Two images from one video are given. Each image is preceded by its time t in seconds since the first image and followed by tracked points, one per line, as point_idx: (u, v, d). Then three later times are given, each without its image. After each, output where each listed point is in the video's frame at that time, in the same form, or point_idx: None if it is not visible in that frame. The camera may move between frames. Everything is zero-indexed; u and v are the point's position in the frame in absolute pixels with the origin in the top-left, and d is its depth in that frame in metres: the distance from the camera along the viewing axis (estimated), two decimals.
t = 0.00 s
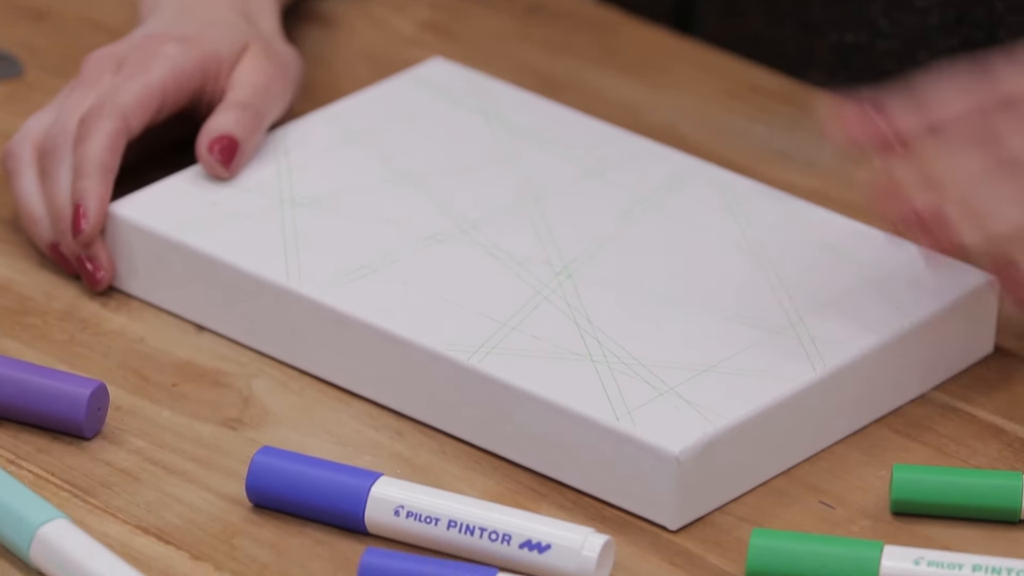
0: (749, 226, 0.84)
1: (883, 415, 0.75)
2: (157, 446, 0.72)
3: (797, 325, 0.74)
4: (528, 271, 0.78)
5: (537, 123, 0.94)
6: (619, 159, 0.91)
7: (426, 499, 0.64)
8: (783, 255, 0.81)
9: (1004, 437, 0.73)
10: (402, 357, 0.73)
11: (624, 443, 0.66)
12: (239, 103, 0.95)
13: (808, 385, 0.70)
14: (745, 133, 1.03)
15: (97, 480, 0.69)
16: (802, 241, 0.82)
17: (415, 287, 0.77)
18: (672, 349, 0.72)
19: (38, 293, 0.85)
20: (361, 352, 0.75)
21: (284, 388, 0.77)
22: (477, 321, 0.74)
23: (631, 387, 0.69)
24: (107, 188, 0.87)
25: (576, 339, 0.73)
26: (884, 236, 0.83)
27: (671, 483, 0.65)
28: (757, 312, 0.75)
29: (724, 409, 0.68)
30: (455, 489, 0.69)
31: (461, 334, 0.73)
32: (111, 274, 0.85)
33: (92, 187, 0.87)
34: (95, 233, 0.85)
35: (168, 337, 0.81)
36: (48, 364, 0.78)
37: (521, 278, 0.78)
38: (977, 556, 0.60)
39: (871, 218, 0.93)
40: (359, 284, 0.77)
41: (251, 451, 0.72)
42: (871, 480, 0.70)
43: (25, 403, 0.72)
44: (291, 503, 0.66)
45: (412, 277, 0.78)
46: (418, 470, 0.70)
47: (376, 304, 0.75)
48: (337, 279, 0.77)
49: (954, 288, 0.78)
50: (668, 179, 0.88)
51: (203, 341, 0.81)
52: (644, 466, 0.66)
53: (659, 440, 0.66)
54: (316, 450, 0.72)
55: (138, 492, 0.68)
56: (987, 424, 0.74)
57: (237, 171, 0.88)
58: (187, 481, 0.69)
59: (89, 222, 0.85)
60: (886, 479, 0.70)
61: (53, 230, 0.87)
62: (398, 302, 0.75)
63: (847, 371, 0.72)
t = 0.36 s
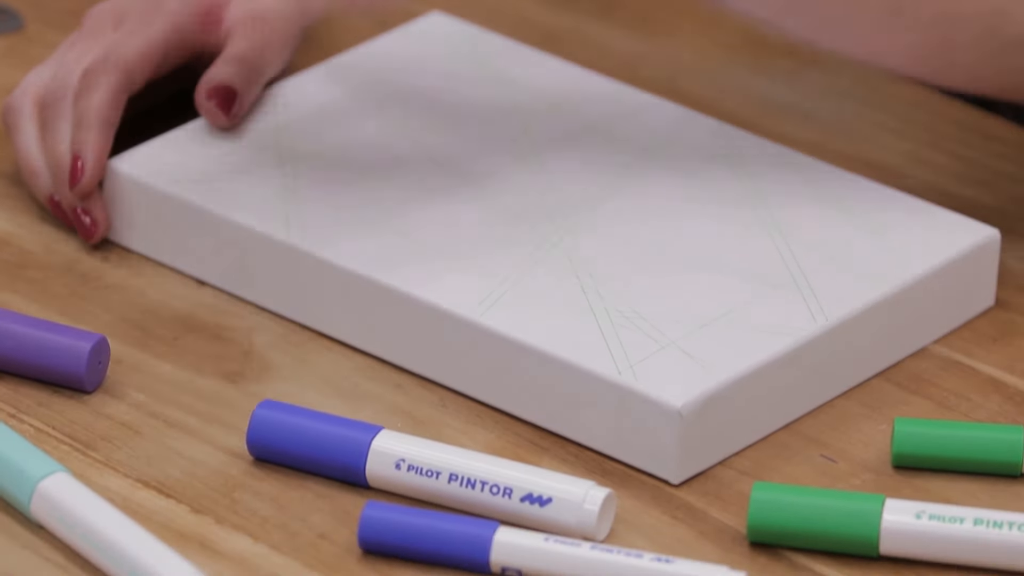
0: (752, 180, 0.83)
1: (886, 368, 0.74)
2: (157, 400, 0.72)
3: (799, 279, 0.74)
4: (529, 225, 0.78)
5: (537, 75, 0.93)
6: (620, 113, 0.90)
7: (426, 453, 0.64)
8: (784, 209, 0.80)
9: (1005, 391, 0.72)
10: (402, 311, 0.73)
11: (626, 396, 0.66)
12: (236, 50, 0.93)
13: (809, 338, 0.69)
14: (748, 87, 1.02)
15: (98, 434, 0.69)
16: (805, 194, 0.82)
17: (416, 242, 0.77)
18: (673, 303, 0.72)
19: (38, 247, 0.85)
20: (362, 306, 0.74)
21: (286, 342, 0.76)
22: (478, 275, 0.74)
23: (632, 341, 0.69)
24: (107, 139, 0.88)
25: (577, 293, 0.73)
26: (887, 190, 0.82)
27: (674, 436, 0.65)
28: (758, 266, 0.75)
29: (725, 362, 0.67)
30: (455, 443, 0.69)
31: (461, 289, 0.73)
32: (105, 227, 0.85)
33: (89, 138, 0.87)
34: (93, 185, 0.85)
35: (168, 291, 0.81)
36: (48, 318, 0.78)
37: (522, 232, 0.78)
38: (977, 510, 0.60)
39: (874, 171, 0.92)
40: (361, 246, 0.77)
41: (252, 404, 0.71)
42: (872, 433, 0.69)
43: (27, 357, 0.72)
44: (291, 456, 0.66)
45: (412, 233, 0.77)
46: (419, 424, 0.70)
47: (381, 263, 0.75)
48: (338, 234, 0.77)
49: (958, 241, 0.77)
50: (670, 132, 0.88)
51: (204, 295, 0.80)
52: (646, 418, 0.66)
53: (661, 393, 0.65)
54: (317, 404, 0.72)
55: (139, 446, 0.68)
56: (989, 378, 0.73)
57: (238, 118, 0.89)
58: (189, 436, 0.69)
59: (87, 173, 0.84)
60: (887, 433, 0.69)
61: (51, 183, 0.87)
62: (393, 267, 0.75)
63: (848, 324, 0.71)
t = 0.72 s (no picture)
0: (755, 132, 0.83)
1: (889, 320, 0.74)
2: (159, 351, 0.72)
3: (801, 230, 0.73)
4: (531, 176, 0.78)
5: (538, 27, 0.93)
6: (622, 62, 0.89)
7: (428, 405, 0.64)
8: (785, 160, 0.80)
9: (1007, 342, 0.72)
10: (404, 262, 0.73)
11: (628, 347, 0.66)
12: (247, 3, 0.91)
13: (812, 290, 0.69)
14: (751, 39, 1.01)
15: (100, 385, 0.69)
16: (808, 146, 0.81)
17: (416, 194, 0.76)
18: (675, 254, 0.72)
19: (40, 198, 0.84)
20: (363, 258, 0.74)
21: (287, 294, 0.76)
22: (479, 228, 0.74)
23: (634, 293, 0.69)
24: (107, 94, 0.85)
25: (579, 244, 0.72)
26: (890, 143, 0.82)
27: (676, 388, 0.65)
28: (761, 217, 0.75)
29: (727, 313, 0.67)
30: (456, 394, 0.68)
31: (462, 241, 0.73)
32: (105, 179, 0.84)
33: (93, 90, 0.85)
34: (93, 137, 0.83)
35: (169, 242, 0.81)
36: (50, 270, 0.78)
37: (523, 183, 0.77)
38: (979, 461, 0.60)
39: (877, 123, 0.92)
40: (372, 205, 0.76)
41: (254, 355, 0.71)
42: (874, 384, 0.69)
43: (27, 309, 0.72)
44: (293, 408, 0.66)
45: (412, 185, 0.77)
46: (419, 375, 0.70)
47: (385, 218, 0.75)
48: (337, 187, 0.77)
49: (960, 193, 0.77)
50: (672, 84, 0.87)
51: (205, 247, 0.80)
52: (648, 369, 0.66)
53: (662, 344, 0.65)
54: (319, 356, 0.71)
55: (140, 398, 0.68)
56: (990, 329, 0.73)
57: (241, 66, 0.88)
58: (190, 387, 0.69)
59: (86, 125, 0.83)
60: (890, 383, 0.69)
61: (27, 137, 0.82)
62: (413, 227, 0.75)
63: (851, 276, 0.71)
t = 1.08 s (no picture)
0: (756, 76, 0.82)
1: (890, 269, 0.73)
2: (160, 300, 0.71)
3: (802, 178, 0.73)
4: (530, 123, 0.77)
5: None
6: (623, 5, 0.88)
7: (429, 354, 0.64)
8: (784, 107, 0.79)
9: (1008, 291, 0.72)
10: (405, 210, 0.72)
11: (629, 296, 0.66)
12: None
13: (812, 240, 0.69)
14: None
15: (101, 334, 0.69)
16: (809, 92, 0.80)
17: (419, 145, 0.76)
18: (675, 203, 0.71)
19: (41, 146, 0.84)
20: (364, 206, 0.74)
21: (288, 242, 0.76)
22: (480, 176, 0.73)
23: (635, 242, 0.68)
24: (111, 44, 0.86)
25: (579, 192, 0.72)
26: (891, 90, 0.81)
27: (677, 338, 0.65)
28: (761, 165, 0.74)
29: (728, 263, 0.67)
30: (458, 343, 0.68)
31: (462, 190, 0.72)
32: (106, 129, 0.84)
33: (96, 41, 0.85)
34: (95, 86, 0.84)
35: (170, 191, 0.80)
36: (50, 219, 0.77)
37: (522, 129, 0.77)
38: (979, 410, 0.60)
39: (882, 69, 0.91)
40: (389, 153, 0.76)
41: (254, 303, 0.71)
42: (876, 332, 0.69)
43: (29, 258, 0.72)
44: (294, 356, 0.66)
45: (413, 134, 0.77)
46: (421, 324, 0.70)
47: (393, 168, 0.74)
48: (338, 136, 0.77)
49: (962, 141, 0.76)
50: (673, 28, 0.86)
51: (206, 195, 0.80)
52: (649, 315, 0.66)
53: (662, 295, 0.65)
54: (320, 305, 0.71)
55: (142, 348, 0.68)
56: (991, 278, 0.73)
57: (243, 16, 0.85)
58: (191, 337, 0.69)
59: (90, 74, 0.84)
60: (891, 332, 0.69)
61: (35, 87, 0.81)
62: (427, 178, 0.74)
63: (851, 227, 0.71)
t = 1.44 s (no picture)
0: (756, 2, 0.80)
1: (892, 196, 0.73)
2: (160, 228, 0.71)
3: (803, 106, 0.72)
4: (529, 50, 0.76)
5: None
6: None
7: (429, 282, 0.64)
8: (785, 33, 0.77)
9: (1010, 219, 0.71)
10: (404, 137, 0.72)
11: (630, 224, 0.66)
12: None
13: (815, 167, 0.68)
14: None
15: (102, 263, 0.69)
16: (810, 17, 0.79)
17: (420, 70, 0.75)
18: (676, 131, 0.71)
19: (41, 74, 0.83)
20: (364, 133, 0.73)
21: (288, 170, 0.75)
22: (479, 104, 0.73)
23: (635, 171, 0.68)
24: None
25: (579, 120, 0.71)
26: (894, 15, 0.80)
27: (679, 266, 0.65)
28: (762, 92, 0.73)
29: (729, 190, 0.67)
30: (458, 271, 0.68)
31: (461, 119, 0.72)
32: (109, 56, 0.83)
33: None
34: (98, 14, 0.81)
35: (170, 118, 0.80)
36: (50, 147, 0.77)
37: (522, 56, 0.76)
38: (982, 337, 0.60)
39: None
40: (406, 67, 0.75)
41: (254, 231, 0.71)
42: (877, 261, 0.69)
43: (30, 186, 0.72)
44: (295, 284, 0.66)
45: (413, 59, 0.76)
46: (421, 252, 0.70)
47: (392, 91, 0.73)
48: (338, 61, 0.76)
49: (965, 67, 0.75)
50: None
51: (206, 122, 0.79)
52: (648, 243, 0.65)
53: (664, 223, 0.65)
54: (320, 232, 0.71)
55: (142, 276, 0.68)
56: (992, 206, 0.72)
57: None
58: (191, 265, 0.69)
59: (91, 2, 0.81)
60: (892, 261, 0.68)
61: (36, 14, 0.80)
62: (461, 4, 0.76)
63: (853, 154, 0.70)
